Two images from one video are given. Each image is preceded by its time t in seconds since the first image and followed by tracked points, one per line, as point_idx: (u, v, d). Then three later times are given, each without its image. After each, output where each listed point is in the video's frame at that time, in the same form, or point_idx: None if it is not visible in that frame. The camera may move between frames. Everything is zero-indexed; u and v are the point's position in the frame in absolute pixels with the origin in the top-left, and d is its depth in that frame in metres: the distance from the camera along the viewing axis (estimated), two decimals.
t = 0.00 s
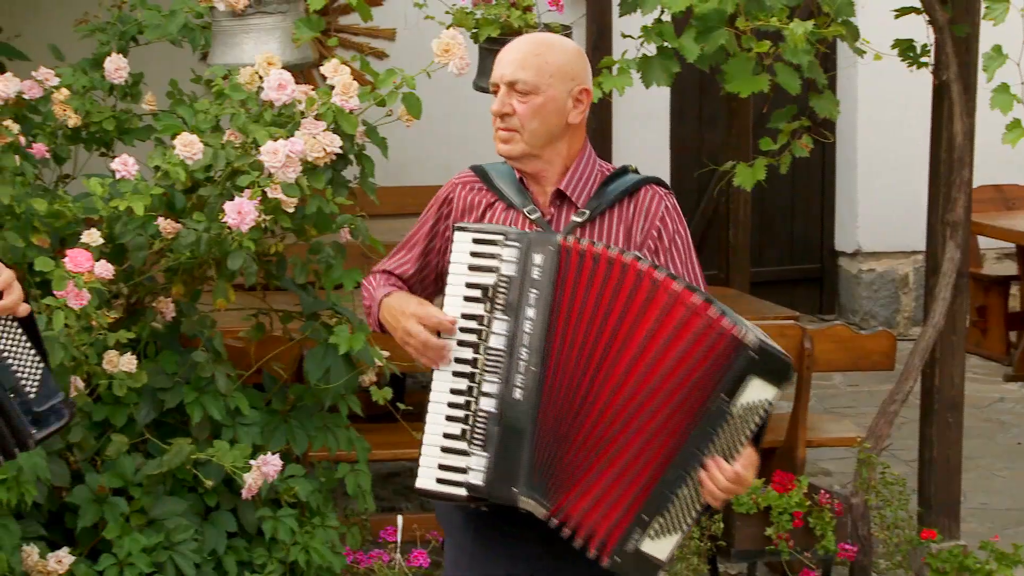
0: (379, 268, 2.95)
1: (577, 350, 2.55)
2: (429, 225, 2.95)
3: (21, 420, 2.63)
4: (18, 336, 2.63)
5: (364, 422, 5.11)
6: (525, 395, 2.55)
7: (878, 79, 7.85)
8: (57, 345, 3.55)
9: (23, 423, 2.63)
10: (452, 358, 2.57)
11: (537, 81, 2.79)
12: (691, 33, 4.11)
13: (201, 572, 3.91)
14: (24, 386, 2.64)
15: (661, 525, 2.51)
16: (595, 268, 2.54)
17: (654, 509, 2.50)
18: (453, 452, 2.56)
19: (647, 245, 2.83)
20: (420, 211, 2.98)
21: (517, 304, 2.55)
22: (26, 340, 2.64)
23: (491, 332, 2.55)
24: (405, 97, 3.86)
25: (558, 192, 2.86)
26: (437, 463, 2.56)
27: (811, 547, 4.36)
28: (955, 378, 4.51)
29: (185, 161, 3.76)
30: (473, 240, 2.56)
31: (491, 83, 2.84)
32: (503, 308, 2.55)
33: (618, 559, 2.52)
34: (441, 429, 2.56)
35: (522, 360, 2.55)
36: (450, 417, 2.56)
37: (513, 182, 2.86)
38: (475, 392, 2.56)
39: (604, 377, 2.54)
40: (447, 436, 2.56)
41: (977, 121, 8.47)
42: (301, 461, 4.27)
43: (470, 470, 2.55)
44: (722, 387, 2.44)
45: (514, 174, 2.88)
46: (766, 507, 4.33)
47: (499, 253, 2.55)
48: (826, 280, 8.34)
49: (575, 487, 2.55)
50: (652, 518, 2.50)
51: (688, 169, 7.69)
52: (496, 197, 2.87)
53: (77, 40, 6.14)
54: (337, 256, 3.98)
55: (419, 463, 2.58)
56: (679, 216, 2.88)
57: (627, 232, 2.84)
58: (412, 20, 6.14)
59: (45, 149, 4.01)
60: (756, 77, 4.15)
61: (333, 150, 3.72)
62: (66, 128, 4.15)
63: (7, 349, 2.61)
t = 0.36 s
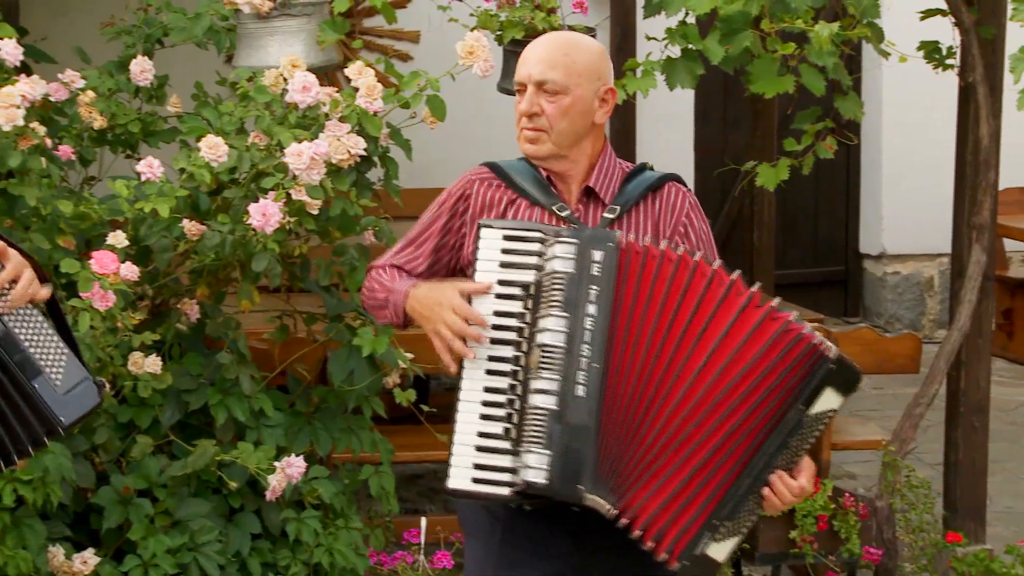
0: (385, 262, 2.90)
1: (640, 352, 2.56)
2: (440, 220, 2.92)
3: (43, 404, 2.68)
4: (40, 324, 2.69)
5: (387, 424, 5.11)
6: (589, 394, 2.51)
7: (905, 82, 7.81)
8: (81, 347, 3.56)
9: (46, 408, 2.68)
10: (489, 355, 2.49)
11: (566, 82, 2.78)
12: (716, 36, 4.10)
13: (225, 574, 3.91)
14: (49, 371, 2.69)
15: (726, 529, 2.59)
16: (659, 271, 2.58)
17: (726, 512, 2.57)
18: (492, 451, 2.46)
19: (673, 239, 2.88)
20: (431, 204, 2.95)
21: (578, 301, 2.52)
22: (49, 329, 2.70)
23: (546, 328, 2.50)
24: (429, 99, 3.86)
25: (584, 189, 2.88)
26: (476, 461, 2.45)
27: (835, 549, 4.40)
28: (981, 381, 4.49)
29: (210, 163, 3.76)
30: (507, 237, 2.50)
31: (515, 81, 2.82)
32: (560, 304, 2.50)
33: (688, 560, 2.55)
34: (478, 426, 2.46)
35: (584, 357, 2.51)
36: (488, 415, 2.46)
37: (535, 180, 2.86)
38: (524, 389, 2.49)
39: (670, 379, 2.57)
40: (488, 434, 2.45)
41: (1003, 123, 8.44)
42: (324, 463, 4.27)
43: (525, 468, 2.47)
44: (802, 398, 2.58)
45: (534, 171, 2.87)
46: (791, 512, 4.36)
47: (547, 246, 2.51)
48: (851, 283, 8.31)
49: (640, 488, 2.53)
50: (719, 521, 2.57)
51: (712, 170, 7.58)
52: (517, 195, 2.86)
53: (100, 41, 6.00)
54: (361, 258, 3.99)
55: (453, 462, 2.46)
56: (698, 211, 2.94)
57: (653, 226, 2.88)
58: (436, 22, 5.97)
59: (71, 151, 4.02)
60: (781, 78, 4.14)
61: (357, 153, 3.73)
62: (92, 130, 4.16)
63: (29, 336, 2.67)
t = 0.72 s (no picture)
0: (411, 266, 2.90)
1: (673, 362, 2.58)
2: (468, 222, 2.92)
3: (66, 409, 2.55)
4: (65, 325, 2.55)
5: (415, 426, 5.12)
6: (622, 400, 2.54)
7: (934, 84, 7.77)
8: (111, 349, 3.58)
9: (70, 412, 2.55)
10: (515, 361, 2.55)
11: (589, 84, 2.78)
12: (744, 37, 4.09)
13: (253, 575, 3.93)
14: (73, 374, 2.55)
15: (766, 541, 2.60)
16: (693, 279, 2.59)
17: (767, 524, 2.58)
18: (522, 457, 2.53)
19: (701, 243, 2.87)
20: (454, 207, 2.95)
21: (609, 307, 2.54)
22: (75, 330, 2.57)
23: (577, 335, 2.55)
24: (457, 102, 3.87)
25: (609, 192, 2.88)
26: (503, 467, 2.53)
27: (863, 554, 4.37)
28: (1010, 385, 4.47)
29: (238, 166, 3.77)
30: (532, 242, 2.56)
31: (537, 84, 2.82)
32: (591, 310, 2.55)
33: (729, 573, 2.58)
34: (505, 433, 2.54)
35: (615, 363, 2.54)
36: (515, 421, 2.54)
37: (559, 182, 2.86)
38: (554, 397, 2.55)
39: (702, 389, 2.58)
40: (515, 440, 2.54)
41: None
42: (352, 465, 4.28)
43: (557, 476, 2.53)
44: (846, 413, 2.59)
45: (558, 173, 2.87)
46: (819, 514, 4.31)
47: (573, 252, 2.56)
48: (880, 286, 8.29)
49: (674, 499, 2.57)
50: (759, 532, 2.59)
51: (738, 173, 7.52)
52: (542, 197, 2.86)
53: (130, 44, 6.02)
54: (389, 261, 4.01)
55: (484, 468, 2.54)
56: (725, 215, 2.93)
57: (681, 229, 2.87)
58: (464, 25, 5.94)
59: (100, 154, 4.03)
60: (808, 81, 4.14)
61: (386, 155, 3.72)
62: (121, 133, 4.18)
63: (54, 338, 2.54)
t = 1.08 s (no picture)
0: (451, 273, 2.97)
1: (651, 341, 2.60)
2: (494, 230, 2.95)
3: (87, 415, 2.64)
4: (90, 334, 2.64)
5: (445, 426, 5.13)
6: (600, 385, 2.62)
7: (968, 84, 7.71)
8: (143, 349, 3.60)
9: (91, 419, 2.64)
10: (533, 356, 2.66)
11: (611, 89, 2.78)
12: (776, 38, 4.07)
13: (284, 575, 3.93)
14: (95, 382, 2.64)
15: (812, 474, 2.45)
16: (651, 257, 2.61)
17: (786, 458, 2.46)
18: (540, 447, 2.64)
19: (731, 233, 2.84)
20: (489, 216, 2.98)
21: (588, 296, 2.63)
22: (99, 340, 2.66)
23: (565, 326, 2.64)
24: (488, 102, 3.87)
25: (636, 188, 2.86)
26: (524, 460, 2.65)
27: (896, 555, 4.38)
28: None
29: (270, 166, 3.78)
30: (547, 237, 2.66)
31: (562, 89, 2.84)
32: (575, 300, 2.64)
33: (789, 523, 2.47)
34: (526, 425, 2.65)
35: (596, 350, 2.62)
36: (535, 412, 2.65)
37: (584, 180, 2.86)
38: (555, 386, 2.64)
39: (678, 363, 2.58)
40: (532, 432, 2.65)
41: None
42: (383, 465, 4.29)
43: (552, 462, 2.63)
44: (777, 321, 2.46)
45: (585, 175, 2.87)
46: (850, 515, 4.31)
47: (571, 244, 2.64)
48: (912, 287, 8.25)
49: (664, 475, 2.57)
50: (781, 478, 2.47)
51: (769, 173, 7.48)
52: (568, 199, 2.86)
53: (161, 44, 6.02)
54: (420, 261, 4.00)
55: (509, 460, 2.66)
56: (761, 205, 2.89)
57: (707, 221, 2.82)
58: (495, 26, 5.93)
59: (133, 154, 4.05)
60: (841, 81, 4.13)
61: (417, 156, 3.73)
62: (153, 133, 4.20)
63: (78, 346, 2.63)
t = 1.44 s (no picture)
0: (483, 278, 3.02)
1: (662, 330, 2.66)
2: (527, 231, 2.99)
3: (109, 433, 2.65)
4: (118, 354, 2.69)
5: (476, 427, 5.13)
6: (621, 378, 2.66)
7: (1003, 84, 7.69)
8: (175, 348, 3.61)
9: (114, 436, 2.66)
10: (559, 356, 2.70)
11: (631, 87, 2.81)
12: (809, 38, 4.06)
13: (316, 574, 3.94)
14: (120, 400, 2.67)
15: (833, 397, 2.46)
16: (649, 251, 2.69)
17: (801, 389, 2.48)
18: (566, 450, 2.67)
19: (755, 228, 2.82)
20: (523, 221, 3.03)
21: (607, 291, 2.69)
22: (127, 361, 2.70)
23: (586, 324, 2.69)
24: (519, 102, 3.87)
25: (658, 185, 2.86)
26: (551, 465, 2.67)
27: (927, 557, 4.34)
28: None
29: (302, 167, 3.79)
30: (570, 241, 2.72)
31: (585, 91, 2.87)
32: (596, 297, 2.69)
33: (829, 452, 2.43)
34: (553, 430, 2.68)
35: (616, 344, 2.67)
36: (560, 416, 2.68)
37: (610, 183, 2.89)
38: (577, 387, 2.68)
39: (686, 344, 2.65)
40: (559, 436, 2.67)
41: None
42: (413, 465, 4.30)
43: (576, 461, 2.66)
44: (738, 267, 2.55)
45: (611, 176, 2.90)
46: (883, 516, 4.29)
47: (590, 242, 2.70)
48: (945, 288, 8.19)
49: (688, 459, 2.60)
50: (801, 405, 2.48)
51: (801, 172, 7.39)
52: (591, 198, 2.90)
53: (195, 45, 6.04)
54: (451, 261, 4.01)
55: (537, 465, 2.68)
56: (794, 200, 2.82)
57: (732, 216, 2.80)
58: (527, 26, 5.94)
59: (166, 154, 4.06)
60: (875, 80, 4.11)
61: (449, 156, 3.73)
62: (186, 133, 4.21)
63: (107, 364, 2.67)
